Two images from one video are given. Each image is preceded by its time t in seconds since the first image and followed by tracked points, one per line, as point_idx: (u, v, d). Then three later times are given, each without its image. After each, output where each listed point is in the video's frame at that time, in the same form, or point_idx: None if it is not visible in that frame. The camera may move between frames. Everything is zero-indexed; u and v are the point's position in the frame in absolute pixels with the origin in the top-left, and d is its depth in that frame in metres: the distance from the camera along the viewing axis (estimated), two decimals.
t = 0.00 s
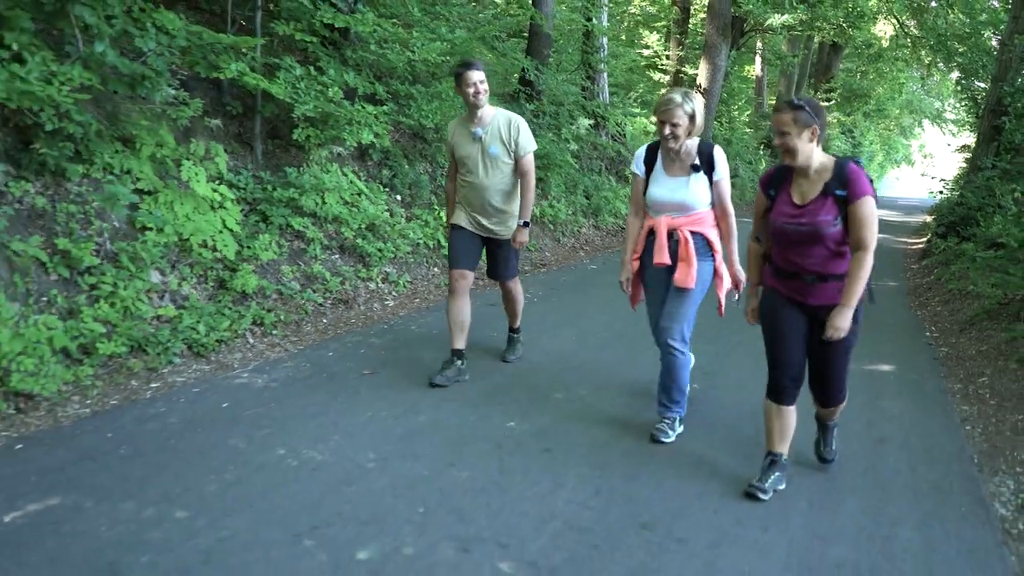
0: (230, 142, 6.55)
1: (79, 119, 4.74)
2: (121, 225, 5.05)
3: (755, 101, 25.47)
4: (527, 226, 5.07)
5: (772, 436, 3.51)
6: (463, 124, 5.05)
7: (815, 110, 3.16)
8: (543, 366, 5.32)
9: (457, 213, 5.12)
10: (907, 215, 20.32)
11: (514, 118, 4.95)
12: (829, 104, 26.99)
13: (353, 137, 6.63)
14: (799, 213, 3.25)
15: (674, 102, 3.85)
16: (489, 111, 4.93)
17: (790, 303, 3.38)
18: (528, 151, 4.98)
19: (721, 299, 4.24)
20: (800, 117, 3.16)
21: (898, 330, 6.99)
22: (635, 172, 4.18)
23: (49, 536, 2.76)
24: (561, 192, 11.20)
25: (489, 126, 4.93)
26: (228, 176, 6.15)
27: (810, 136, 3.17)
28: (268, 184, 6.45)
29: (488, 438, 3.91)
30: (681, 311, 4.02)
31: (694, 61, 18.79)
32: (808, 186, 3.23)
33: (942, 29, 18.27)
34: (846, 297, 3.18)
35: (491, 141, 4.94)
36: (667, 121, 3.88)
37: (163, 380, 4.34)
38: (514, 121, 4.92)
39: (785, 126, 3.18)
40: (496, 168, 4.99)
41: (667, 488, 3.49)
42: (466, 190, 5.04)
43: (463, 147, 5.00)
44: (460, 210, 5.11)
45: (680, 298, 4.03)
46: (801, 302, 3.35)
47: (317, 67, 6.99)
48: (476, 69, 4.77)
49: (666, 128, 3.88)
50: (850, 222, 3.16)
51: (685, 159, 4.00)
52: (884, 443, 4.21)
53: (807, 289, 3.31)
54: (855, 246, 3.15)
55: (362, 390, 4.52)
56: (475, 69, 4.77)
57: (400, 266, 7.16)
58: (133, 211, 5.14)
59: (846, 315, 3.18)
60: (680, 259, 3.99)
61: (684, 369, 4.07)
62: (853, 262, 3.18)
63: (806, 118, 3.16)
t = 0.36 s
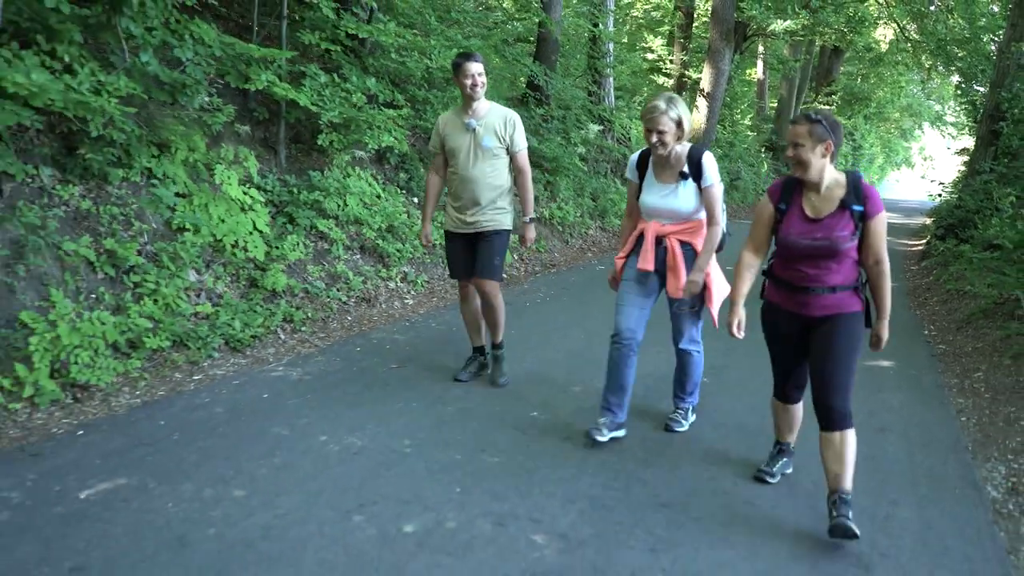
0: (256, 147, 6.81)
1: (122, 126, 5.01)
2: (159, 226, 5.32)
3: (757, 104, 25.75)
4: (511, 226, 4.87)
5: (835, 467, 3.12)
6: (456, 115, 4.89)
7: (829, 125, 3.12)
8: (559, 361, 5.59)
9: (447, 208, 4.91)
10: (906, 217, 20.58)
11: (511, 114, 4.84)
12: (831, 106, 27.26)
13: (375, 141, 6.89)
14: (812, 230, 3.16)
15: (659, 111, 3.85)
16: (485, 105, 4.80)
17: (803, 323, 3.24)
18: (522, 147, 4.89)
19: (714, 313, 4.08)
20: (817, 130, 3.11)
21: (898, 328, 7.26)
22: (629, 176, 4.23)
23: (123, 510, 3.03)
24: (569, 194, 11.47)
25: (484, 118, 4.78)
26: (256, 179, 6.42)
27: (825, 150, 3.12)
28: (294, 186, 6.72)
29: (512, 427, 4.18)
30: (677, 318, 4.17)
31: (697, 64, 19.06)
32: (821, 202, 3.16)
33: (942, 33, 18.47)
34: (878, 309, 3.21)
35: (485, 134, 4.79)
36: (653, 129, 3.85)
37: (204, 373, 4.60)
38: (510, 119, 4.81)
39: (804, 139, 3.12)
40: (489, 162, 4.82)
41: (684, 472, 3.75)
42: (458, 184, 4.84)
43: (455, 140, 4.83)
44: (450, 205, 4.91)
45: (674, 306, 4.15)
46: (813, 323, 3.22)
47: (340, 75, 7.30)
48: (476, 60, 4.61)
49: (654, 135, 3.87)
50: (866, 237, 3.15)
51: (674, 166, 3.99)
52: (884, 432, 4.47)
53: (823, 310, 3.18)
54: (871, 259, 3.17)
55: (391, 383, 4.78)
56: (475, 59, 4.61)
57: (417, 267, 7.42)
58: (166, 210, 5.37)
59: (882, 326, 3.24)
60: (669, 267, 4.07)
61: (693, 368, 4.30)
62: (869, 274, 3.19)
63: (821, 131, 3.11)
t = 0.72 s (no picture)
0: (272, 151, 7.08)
1: (152, 131, 5.31)
2: (186, 226, 5.59)
3: (752, 107, 26.08)
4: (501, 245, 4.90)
5: (838, 473, 3.24)
6: (451, 129, 4.85)
7: (870, 135, 3.02)
8: (567, 356, 5.86)
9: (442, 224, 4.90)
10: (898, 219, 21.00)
11: (507, 134, 4.82)
12: (824, 110, 27.61)
13: (387, 144, 7.25)
14: (830, 238, 3.13)
15: (612, 111, 3.79)
16: (481, 122, 4.77)
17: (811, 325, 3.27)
18: (516, 168, 4.86)
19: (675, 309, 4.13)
20: (854, 138, 3.02)
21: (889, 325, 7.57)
22: (589, 180, 4.22)
23: (177, 486, 3.30)
24: (570, 196, 11.76)
25: (479, 136, 4.75)
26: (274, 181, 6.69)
27: (855, 160, 3.04)
28: (310, 189, 7.01)
29: (527, 416, 4.45)
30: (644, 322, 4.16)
31: (693, 69, 19.37)
32: (845, 210, 3.11)
33: (933, 39, 18.78)
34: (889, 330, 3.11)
35: (480, 152, 4.76)
36: (608, 131, 3.80)
37: (235, 365, 4.87)
38: (506, 139, 4.80)
39: (835, 146, 3.05)
40: (483, 181, 4.79)
41: (688, 456, 4.04)
42: (451, 201, 4.81)
43: (450, 157, 4.80)
44: (444, 221, 4.89)
45: (642, 308, 4.12)
46: (823, 328, 3.24)
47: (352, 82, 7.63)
48: (476, 80, 4.58)
49: (608, 136, 3.82)
50: (887, 253, 3.07)
51: (634, 166, 3.94)
52: (875, 420, 4.76)
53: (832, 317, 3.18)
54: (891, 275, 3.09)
55: (409, 375, 5.06)
56: (475, 78, 4.57)
57: (427, 266, 7.70)
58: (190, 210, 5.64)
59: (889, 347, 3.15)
60: (635, 271, 4.01)
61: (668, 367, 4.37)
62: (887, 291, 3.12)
63: (858, 139, 3.02)
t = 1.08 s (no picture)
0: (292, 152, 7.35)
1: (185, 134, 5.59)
2: (215, 224, 5.87)
3: (751, 107, 26.36)
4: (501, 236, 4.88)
5: (838, 449, 3.47)
6: (452, 119, 4.86)
7: (863, 138, 2.90)
8: (577, 347, 6.14)
9: (441, 214, 4.90)
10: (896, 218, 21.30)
11: (509, 123, 4.80)
12: (822, 110, 27.89)
13: (404, 144, 7.60)
14: (818, 242, 3.03)
15: (610, 110, 3.75)
16: (483, 111, 4.77)
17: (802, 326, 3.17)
18: (518, 156, 4.83)
19: (669, 300, 4.05)
20: (845, 139, 2.91)
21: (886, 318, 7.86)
22: (578, 179, 4.16)
23: (228, 461, 3.58)
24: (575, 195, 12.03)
25: (480, 126, 4.75)
26: (295, 181, 6.97)
27: (844, 163, 2.92)
28: (330, 188, 7.31)
29: (544, 402, 4.73)
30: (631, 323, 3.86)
31: (694, 70, 19.64)
32: (835, 215, 3.00)
33: (930, 40, 19.05)
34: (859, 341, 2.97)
35: (480, 141, 4.76)
36: (607, 130, 3.75)
37: (266, 354, 5.15)
38: (507, 127, 4.78)
39: (825, 147, 2.95)
40: (482, 170, 4.79)
41: (696, 437, 4.32)
42: (451, 191, 4.83)
43: (450, 146, 4.81)
44: (444, 211, 4.90)
45: (631, 310, 3.90)
46: (811, 329, 3.14)
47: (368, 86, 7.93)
48: (475, 67, 4.58)
49: (608, 135, 3.77)
50: (872, 263, 2.90)
51: (632, 163, 3.92)
52: (872, 405, 5.04)
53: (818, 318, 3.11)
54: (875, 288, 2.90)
55: (431, 365, 5.33)
56: (475, 65, 4.58)
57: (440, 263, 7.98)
58: (221, 209, 5.94)
59: (853, 361, 3.00)
60: (634, 268, 3.88)
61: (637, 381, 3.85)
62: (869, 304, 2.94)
63: (848, 142, 2.91)
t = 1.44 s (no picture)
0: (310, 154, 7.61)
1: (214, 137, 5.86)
2: (242, 223, 6.14)
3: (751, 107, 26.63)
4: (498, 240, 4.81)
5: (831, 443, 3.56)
6: (451, 126, 4.80)
7: (808, 130, 2.99)
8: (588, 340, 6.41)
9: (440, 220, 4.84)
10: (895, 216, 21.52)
11: (506, 125, 4.70)
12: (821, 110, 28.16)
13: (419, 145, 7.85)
14: (788, 237, 3.07)
15: (619, 105, 3.81)
16: (480, 115, 4.69)
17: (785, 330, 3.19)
18: (518, 159, 4.71)
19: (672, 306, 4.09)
20: (792, 133, 3.00)
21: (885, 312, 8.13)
22: (584, 174, 4.18)
23: (271, 442, 3.84)
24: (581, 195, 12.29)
25: (478, 129, 4.67)
26: (314, 181, 7.23)
27: (796, 154, 3.00)
28: (348, 188, 7.57)
29: (560, 390, 4.99)
30: (629, 326, 3.92)
31: (694, 72, 19.92)
32: (798, 208, 3.05)
33: (928, 41, 19.31)
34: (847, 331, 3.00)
35: (478, 146, 4.68)
36: (616, 125, 3.81)
37: (295, 346, 5.41)
38: (505, 130, 4.68)
39: (774, 144, 3.03)
40: (481, 175, 4.72)
41: (705, 421, 4.58)
42: (450, 198, 4.77)
43: (449, 153, 4.75)
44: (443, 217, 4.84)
45: (631, 312, 3.93)
46: (796, 330, 3.15)
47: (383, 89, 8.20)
48: (469, 70, 4.53)
49: (616, 131, 3.83)
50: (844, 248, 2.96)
51: (638, 160, 3.96)
52: (870, 392, 5.32)
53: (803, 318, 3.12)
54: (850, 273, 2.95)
55: (450, 356, 5.59)
56: (468, 69, 4.53)
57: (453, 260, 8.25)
58: (248, 208, 6.22)
59: (849, 348, 3.02)
60: (631, 270, 3.91)
61: (634, 386, 3.93)
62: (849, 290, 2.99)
63: (794, 134, 3.00)
